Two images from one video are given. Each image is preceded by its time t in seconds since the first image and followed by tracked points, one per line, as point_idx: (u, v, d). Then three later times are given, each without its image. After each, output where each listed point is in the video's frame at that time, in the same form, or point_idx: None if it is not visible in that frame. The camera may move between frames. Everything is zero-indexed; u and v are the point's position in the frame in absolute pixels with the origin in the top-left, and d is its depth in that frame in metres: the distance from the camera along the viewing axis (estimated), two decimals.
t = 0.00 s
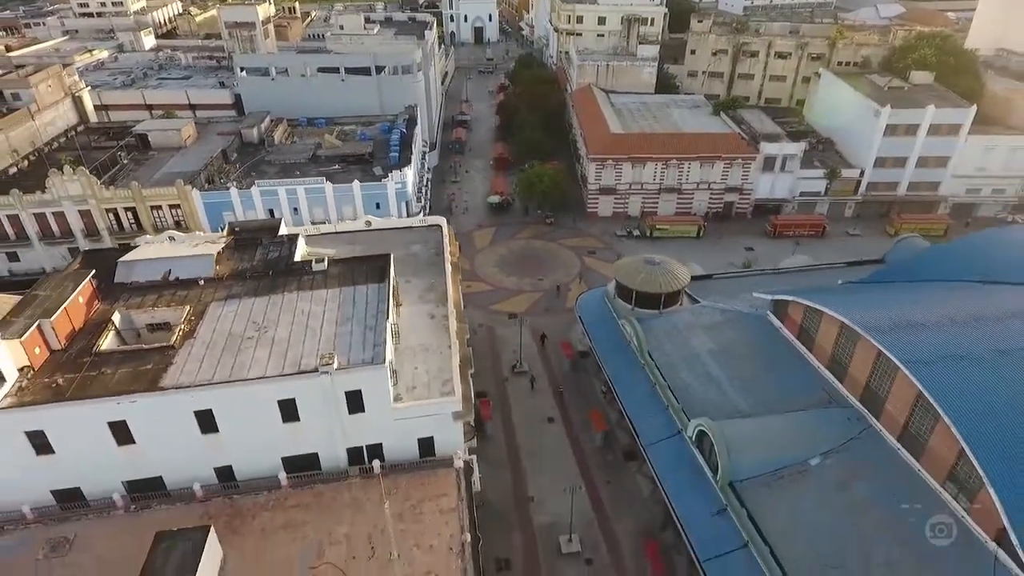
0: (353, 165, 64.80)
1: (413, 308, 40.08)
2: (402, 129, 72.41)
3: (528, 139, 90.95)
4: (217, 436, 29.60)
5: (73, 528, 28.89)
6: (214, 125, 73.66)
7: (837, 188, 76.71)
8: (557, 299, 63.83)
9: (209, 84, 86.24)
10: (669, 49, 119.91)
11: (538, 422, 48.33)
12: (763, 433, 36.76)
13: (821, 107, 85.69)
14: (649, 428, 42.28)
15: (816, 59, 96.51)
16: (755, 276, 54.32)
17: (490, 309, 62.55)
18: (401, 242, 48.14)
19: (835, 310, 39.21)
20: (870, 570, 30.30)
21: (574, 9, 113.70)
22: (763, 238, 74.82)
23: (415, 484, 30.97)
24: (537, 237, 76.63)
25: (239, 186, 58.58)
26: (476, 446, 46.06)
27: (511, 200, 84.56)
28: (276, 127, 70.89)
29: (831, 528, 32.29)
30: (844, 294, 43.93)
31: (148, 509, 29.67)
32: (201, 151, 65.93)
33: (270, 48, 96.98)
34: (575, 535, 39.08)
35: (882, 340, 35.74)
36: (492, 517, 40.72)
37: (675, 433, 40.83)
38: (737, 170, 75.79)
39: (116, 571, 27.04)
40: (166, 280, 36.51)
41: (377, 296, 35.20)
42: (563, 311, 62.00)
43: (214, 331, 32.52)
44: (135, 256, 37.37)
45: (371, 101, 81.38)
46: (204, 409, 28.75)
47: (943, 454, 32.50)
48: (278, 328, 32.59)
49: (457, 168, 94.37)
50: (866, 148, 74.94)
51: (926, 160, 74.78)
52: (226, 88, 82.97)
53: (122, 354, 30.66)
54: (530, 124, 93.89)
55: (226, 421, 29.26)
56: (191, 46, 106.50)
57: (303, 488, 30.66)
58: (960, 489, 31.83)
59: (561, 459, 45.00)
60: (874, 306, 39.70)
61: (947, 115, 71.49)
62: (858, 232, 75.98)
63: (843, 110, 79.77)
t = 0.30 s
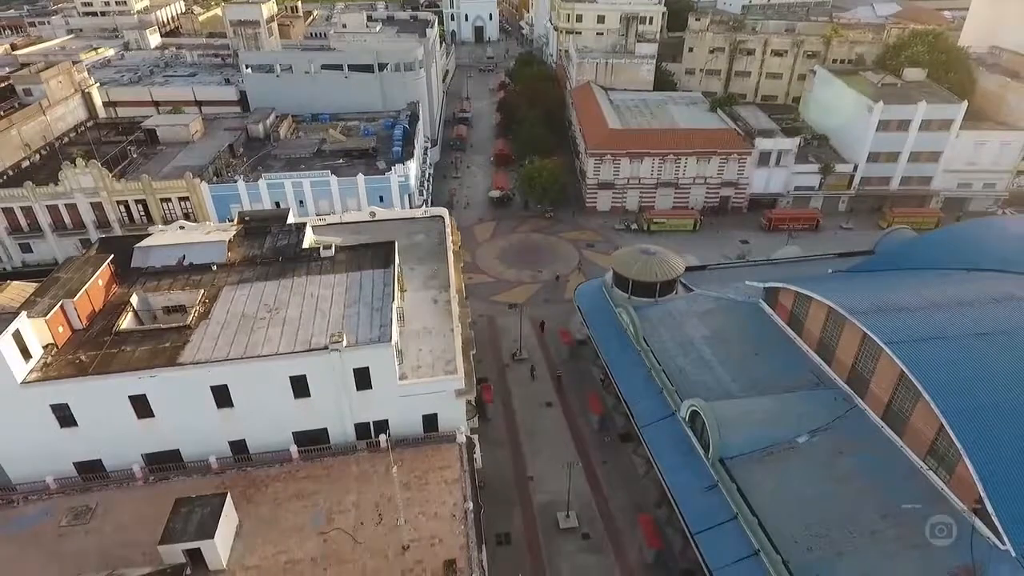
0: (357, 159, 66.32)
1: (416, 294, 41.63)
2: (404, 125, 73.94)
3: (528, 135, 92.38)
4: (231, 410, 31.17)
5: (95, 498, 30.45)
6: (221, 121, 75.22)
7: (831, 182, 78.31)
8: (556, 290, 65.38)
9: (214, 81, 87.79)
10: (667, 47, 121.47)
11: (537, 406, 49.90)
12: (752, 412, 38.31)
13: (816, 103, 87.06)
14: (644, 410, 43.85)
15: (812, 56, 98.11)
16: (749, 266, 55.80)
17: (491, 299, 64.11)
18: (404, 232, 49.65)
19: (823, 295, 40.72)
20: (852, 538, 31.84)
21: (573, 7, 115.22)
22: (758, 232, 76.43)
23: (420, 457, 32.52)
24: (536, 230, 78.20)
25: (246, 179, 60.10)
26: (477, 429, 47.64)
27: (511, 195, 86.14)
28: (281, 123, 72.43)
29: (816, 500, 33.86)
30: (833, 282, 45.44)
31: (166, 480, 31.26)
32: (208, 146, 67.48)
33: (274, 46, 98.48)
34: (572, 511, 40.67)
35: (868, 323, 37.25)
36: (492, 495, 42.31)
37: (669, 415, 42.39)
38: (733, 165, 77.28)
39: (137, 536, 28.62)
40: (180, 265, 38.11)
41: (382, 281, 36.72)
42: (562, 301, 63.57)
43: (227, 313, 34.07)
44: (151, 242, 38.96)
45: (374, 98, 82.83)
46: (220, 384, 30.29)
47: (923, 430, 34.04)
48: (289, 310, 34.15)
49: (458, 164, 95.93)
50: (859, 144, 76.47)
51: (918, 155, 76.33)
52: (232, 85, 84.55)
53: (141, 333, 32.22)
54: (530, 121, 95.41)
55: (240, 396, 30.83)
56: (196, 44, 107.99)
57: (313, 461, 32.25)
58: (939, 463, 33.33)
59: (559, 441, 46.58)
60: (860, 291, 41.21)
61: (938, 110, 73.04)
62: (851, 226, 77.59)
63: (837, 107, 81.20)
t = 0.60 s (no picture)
0: (361, 154, 67.84)
1: (420, 281, 43.13)
2: (406, 121, 75.46)
3: (528, 133, 93.79)
4: (244, 387, 32.70)
5: (115, 470, 31.98)
6: (227, 117, 76.82)
7: (825, 177, 79.92)
8: (555, 282, 66.94)
9: (219, 79, 89.30)
10: (665, 46, 122.93)
11: (536, 392, 51.44)
12: (743, 393, 39.87)
13: (811, 100, 88.46)
14: (639, 394, 45.36)
15: (807, 55, 99.69)
16: (743, 257, 57.34)
17: (491, 290, 65.66)
18: (407, 222, 51.14)
19: (811, 282, 42.25)
20: (836, 509, 33.40)
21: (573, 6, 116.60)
22: (754, 226, 78.02)
23: (424, 434, 34.03)
24: (536, 225, 79.76)
25: (253, 173, 61.67)
26: (478, 413, 49.18)
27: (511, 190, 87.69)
28: (286, 119, 73.97)
29: (803, 475, 35.36)
30: (823, 270, 46.98)
31: (182, 454, 32.78)
32: (215, 141, 69.04)
33: (278, 44, 99.99)
34: (570, 490, 42.20)
35: (854, 307, 38.75)
36: (493, 475, 43.84)
37: (663, 397, 43.93)
38: (729, 161, 78.80)
39: (155, 505, 30.14)
40: (193, 252, 39.69)
41: (387, 267, 38.19)
42: (561, 292, 65.11)
43: (240, 296, 35.57)
44: (165, 229, 40.53)
45: (376, 95, 84.03)
46: (234, 362, 31.81)
47: (905, 408, 35.53)
48: (299, 293, 35.66)
49: (459, 161, 97.48)
50: (852, 140, 78.03)
51: (910, 151, 77.88)
52: (237, 83, 86.15)
53: (157, 314, 33.72)
54: (530, 118, 96.95)
55: (253, 373, 32.34)
56: (200, 42, 109.56)
57: (322, 437, 33.76)
58: (920, 440, 34.84)
59: (557, 424, 48.13)
60: (848, 278, 42.76)
61: (928, 107, 74.62)
62: (844, 220, 79.20)
63: (832, 103, 82.65)
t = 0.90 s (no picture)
0: (365, 148, 69.54)
1: (423, 267, 44.83)
2: (409, 116, 77.16)
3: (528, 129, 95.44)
4: (258, 363, 34.47)
5: (136, 441, 33.74)
6: (233, 113, 78.55)
7: (818, 172, 81.71)
8: (554, 273, 68.69)
9: (225, 75, 90.99)
10: (664, 44, 124.65)
11: (536, 376, 53.22)
12: (733, 373, 41.64)
13: (806, 96, 90.17)
14: (634, 376, 47.14)
15: (802, 52, 101.49)
16: (736, 247, 59.07)
17: (492, 281, 67.38)
18: (411, 212, 52.84)
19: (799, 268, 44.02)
20: (819, 479, 35.20)
21: (572, 5, 118.12)
22: (748, 219, 79.83)
23: (429, 408, 35.77)
24: (535, 218, 81.52)
25: (260, 166, 63.40)
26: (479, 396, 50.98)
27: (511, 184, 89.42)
28: (292, 114, 75.67)
29: (790, 449, 37.12)
30: (812, 258, 48.73)
31: (199, 426, 34.54)
32: (223, 135, 70.78)
33: (282, 42, 101.70)
34: (568, 467, 44.00)
35: (839, 290, 40.51)
36: (494, 453, 45.64)
37: (657, 379, 45.71)
38: (725, 155, 80.51)
39: (175, 472, 31.90)
40: (207, 237, 41.43)
41: (393, 251, 39.91)
42: (560, 282, 66.85)
43: (253, 278, 37.32)
44: (179, 216, 42.24)
45: (379, 92, 85.56)
46: (249, 338, 33.57)
47: (887, 385, 37.27)
48: (309, 275, 37.39)
49: (460, 156, 99.22)
50: (845, 135, 79.79)
51: (902, 145, 79.66)
52: (243, 79, 87.89)
53: (175, 295, 35.45)
54: (530, 114, 98.66)
55: (266, 349, 34.11)
56: (205, 40, 111.28)
57: (332, 411, 35.52)
58: (901, 415, 36.58)
59: (556, 406, 49.91)
60: (836, 265, 44.49)
61: (919, 103, 76.42)
62: (837, 214, 81.01)
63: (825, 99, 84.36)
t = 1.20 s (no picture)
0: (368, 143, 71.08)
1: (426, 255, 46.38)
2: (411, 113, 78.70)
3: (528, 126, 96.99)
4: (269, 344, 36.01)
5: (153, 419, 35.30)
6: (239, 109, 80.08)
7: (813, 167, 83.28)
8: (553, 265, 70.26)
9: (230, 72, 92.53)
10: (662, 42, 126.18)
11: (535, 363, 54.79)
12: (724, 357, 43.18)
13: (801, 94, 91.70)
14: (631, 362, 48.69)
15: (798, 50, 103.03)
16: (731, 238, 60.58)
17: (493, 273, 68.96)
18: (414, 204, 54.40)
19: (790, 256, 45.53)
20: (806, 455, 36.77)
21: (572, 4, 119.50)
22: (744, 213, 81.43)
23: (432, 388, 37.30)
24: (535, 212, 83.09)
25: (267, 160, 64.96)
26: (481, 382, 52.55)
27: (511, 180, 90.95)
28: (296, 110, 77.19)
29: (778, 428, 38.68)
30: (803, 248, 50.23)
31: (213, 404, 36.12)
32: (229, 130, 72.35)
33: (286, 40, 103.19)
34: (566, 448, 45.58)
35: (827, 277, 42.00)
36: (495, 435, 47.21)
37: (653, 364, 47.26)
38: (721, 151, 82.04)
39: (191, 446, 33.47)
40: (218, 226, 42.94)
41: (398, 239, 41.42)
42: (559, 274, 68.40)
43: (264, 264, 38.85)
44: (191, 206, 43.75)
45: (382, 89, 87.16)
46: (261, 320, 35.10)
47: (872, 367, 38.77)
48: (318, 261, 38.94)
49: (461, 153, 100.76)
50: (839, 131, 81.34)
51: (895, 141, 81.23)
52: (248, 76, 89.41)
53: (190, 279, 36.99)
54: (530, 111, 100.19)
55: (277, 331, 35.65)
56: (210, 38, 112.77)
57: (340, 390, 37.05)
58: (885, 394, 38.09)
59: (555, 392, 51.47)
60: (825, 253, 46.00)
61: (911, 100, 77.99)
62: (831, 208, 82.60)
63: (820, 96, 85.89)
